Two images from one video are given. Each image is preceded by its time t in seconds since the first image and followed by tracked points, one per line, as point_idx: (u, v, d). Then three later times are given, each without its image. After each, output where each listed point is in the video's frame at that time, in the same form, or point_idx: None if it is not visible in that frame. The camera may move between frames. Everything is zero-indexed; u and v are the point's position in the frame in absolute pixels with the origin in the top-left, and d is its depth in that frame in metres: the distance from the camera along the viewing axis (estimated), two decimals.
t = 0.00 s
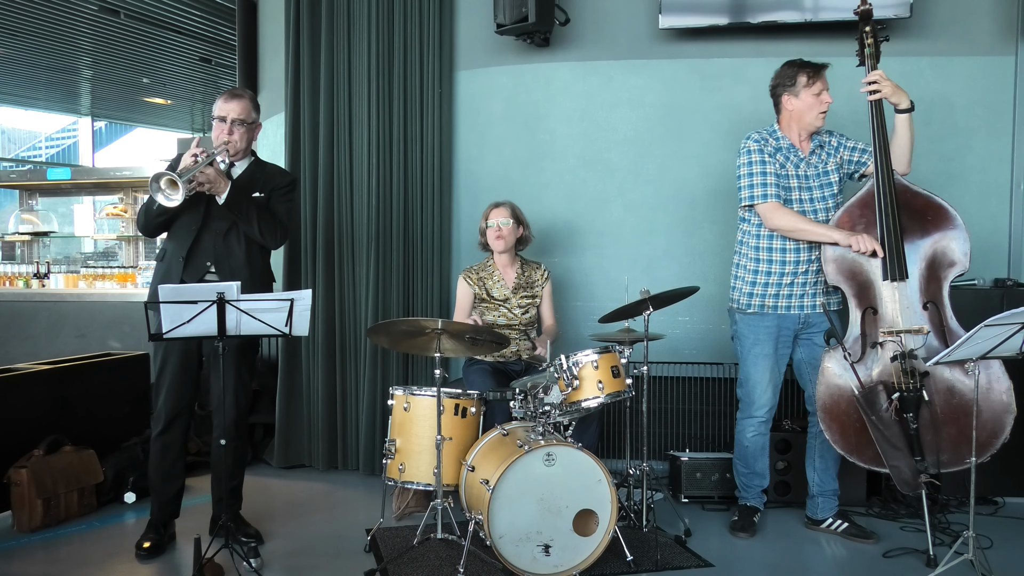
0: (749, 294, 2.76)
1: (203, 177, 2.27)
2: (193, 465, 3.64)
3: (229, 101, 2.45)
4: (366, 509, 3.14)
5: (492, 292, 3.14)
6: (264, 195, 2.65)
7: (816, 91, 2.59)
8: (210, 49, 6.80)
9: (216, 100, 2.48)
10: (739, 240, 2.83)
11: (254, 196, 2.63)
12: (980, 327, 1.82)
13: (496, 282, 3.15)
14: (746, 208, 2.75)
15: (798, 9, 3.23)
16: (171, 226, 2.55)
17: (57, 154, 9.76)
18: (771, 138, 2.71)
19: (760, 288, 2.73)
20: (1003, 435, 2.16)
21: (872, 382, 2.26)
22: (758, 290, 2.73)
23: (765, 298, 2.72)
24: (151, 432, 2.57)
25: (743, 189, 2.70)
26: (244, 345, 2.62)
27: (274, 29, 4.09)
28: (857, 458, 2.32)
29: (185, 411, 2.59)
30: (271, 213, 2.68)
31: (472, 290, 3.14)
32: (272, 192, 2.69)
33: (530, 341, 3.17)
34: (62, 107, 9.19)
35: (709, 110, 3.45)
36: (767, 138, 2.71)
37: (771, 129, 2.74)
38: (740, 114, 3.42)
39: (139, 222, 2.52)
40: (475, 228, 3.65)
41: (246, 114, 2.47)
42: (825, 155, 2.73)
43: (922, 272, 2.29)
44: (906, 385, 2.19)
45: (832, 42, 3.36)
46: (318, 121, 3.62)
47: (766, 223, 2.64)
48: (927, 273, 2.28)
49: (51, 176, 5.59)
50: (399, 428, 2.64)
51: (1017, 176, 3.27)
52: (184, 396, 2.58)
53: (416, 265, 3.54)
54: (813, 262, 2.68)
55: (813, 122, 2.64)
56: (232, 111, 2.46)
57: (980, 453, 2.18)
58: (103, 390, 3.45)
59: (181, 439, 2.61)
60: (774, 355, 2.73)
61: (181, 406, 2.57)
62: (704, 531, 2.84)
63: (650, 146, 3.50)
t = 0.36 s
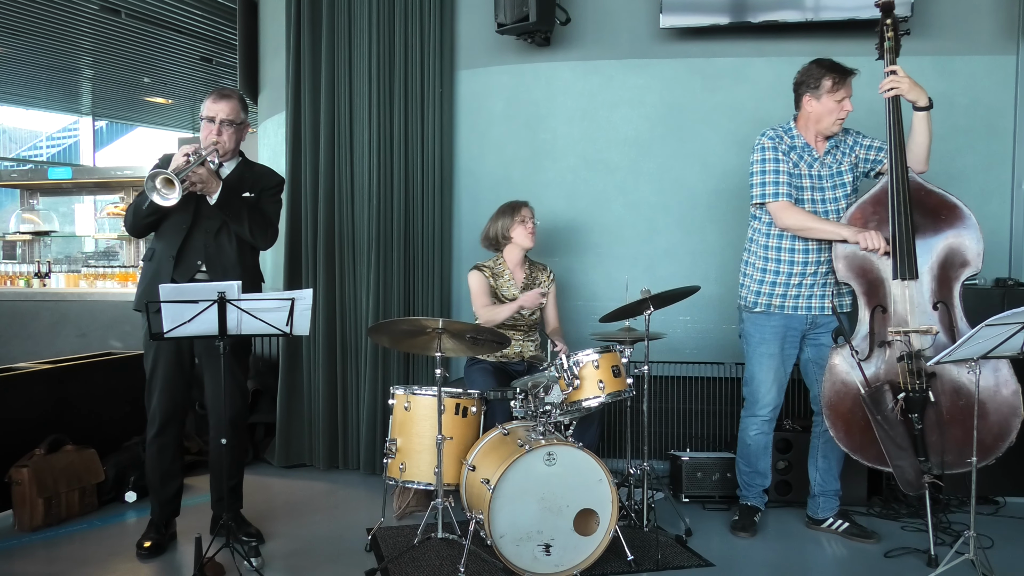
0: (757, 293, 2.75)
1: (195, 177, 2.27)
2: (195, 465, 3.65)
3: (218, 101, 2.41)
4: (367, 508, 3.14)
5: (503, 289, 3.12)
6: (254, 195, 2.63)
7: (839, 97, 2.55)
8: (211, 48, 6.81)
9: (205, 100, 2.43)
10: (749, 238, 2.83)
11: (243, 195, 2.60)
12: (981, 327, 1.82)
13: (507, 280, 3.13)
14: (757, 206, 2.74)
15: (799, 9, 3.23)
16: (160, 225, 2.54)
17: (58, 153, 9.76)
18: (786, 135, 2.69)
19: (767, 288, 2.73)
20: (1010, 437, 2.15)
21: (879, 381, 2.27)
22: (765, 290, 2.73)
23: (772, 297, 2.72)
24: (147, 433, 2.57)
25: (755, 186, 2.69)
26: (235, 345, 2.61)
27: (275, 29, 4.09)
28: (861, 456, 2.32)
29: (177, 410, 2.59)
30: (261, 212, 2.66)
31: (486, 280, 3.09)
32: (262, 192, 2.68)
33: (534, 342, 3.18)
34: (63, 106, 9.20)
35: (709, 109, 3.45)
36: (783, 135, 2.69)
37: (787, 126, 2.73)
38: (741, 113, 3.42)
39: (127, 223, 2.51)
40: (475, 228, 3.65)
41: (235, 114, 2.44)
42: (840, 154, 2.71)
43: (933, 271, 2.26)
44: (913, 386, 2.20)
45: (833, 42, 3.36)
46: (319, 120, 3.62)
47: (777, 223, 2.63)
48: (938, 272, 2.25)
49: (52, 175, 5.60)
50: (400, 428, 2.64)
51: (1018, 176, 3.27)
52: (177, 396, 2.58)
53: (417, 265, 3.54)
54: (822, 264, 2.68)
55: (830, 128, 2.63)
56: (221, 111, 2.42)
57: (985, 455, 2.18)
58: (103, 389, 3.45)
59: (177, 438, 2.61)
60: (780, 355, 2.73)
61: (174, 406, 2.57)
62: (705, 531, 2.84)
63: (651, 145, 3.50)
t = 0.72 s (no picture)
0: (764, 292, 2.75)
1: (185, 183, 2.27)
2: (196, 464, 3.66)
3: (204, 101, 2.38)
4: (368, 507, 3.14)
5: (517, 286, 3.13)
6: (242, 196, 2.63)
7: (856, 102, 2.51)
8: (212, 48, 6.81)
9: (189, 98, 2.40)
10: (758, 237, 2.82)
11: (231, 196, 2.60)
12: (982, 326, 1.82)
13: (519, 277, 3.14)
14: (769, 205, 2.73)
15: (799, 8, 3.23)
16: (145, 226, 2.52)
17: (59, 153, 9.65)
18: (798, 135, 2.69)
19: (775, 287, 2.73)
20: (1016, 439, 2.14)
21: (884, 380, 2.27)
22: (773, 289, 2.73)
23: (779, 297, 2.72)
24: (141, 434, 2.57)
25: (767, 185, 2.68)
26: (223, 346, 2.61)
27: (275, 28, 4.09)
28: (865, 454, 2.33)
29: (170, 410, 2.58)
30: (247, 213, 2.66)
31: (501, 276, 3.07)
32: (249, 192, 2.67)
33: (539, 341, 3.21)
34: (64, 106, 9.20)
35: (710, 108, 3.45)
36: (795, 134, 2.68)
37: (800, 125, 2.72)
38: (741, 113, 3.42)
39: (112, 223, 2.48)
40: (476, 227, 3.65)
41: (221, 114, 2.42)
42: (852, 154, 2.70)
43: (944, 270, 2.25)
44: (919, 385, 2.20)
45: (834, 41, 3.36)
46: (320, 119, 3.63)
47: (788, 220, 2.61)
48: (949, 271, 2.25)
49: (53, 175, 5.61)
50: (400, 427, 2.64)
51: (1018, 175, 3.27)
52: (169, 397, 2.57)
53: (418, 264, 3.54)
54: (831, 265, 2.67)
55: (844, 131, 2.60)
56: (207, 111, 2.40)
57: (990, 457, 2.18)
58: (103, 388, 3.45)
59: (171, 437, 2.61)
60: (786, 355, 2.73)
61: (165, 406, 2.56)
62: (705, 530, 2.84)
63: (651, 145, 3.50)
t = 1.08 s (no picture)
0: (768, 292, 2.75)
1: (175, 188, 2.27)
2: (196, 464, 3.66)
3: (189, 102, 2.34)
4: (368, 507, 3.14)
5: (505, 286, 3.14)
6: (228, 197, 2.62)
7: (864, 106, 2.49)
8: (212, 47, 6.81)
9: (174, 98, 2.36)
10: (763, 236, 2.82)
11: (217, 197, 2.59)
12: (983, 325, 1.81)
13: (506, 277, 3.15)
14: (774, 205, 2.73)
15: (800, 8, 3.22)
16: (131, 228, 2.50)
17: (59, 153, 9.68)
18: (804, 134, 2.68)
19: (779, 287, 2.72)
20: (1019, 440, 2.14)
21: (889, 380, 2.27)
22: (777, 289, 2.73)
23: (783, 297, 2.72)
24: (135, 435, 2.57)
25: (772, 185, 2.68)
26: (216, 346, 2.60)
27: (275, 27, 4.09)
28: (867, 453, 2.33)
29: (164, 410, 2.58)
30: (234, 215, 2.66)
31: (485, 280, 3.09)
32: (236, 192, 2.66)
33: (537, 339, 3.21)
34: (64, 105, 9.21)
35: (711, 108, 3.44)
36: (801, 134, 2.68)
37: (806, 124, 2.71)
38: (742, 112, 3.42)
39: (99, 223, 2.46)
40: (477, 226, 3.65)
41: (207, 115, 2.38)
42: (858, 155, 2.71)
43: (949, 269, 2.25)
44: (923, 385, 2.20)
45: (835, 40, 3.35)
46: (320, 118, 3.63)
47: (794, 222, 2.62)
48: (954, 271, 2.25)
49: (54, 174, 5.62)
50: (400, 427, 2.65)
51: (1019, 174, 3.27)
52: (163, 398, 2.57)
53: (418, 264, 3.54)
54: (835, 265, 2.67)
55: (851, 133, 2.59)
56: (193, 112, 2.36)
57: (992, 457, 2.18)
58: (103, 388, 3.45)
59: (167, 437, 2.61)
60: (790, 355, 2.73)
61: (159, 407, 2.56)
62: (706, 530, 2.84)
63: (652, 144, 3.50)
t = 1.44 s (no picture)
0: (767, 293, 2.75)
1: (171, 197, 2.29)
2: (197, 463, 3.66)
3: (176, 104, 2.33)
4: (368, 506, 3.14)
5: (491, 289, 3.13)
6: (219, 198, 2.63)
7: (857, 102, 2.49)
8: (213, 47, 6.81)
9: (159, 100, 2.34)
10: (762, 237, 2.82)
11: (208, 198, 2.60)
12: (984, 325, 1.81)
13: (492, 280, 3.14)
14: (771, 205, 2.72)
15: (801, 7, 3.22)
16: (124, 230, 2.49)
17: (60, 152, 9.64)
18: (800, 134, 2.68)
19: (778, 287, 2.72)
20: (1020, 440, 2.14)
21: (890, 380, 2.27)
22: (776, 289, 2.73)
23: (783, 298, 2.71)
24: (134, 435, 2.56)
25: (770, 186, 2.67)
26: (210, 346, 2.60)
27: (276, 27, 4.09)
28: (868, 454, 2.32)
29: (161, 410, 2.58)
30: (225, 215, 2.69)
31: (467, 288, 3.11)
32: (225, 192, 2.67)
33: (532, 336, 3.21)
34: (65, 105, 9.21)
35: (712, 108, 3.44)
36: (797, 134, 2.68)
37: (801, 124, 2.71)
38: (743, 112, 3.42)
39: (89, 226, 2.43)
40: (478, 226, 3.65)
41: (194, 116, 2.37)
42: (855, 153, 2.70)
43: (950, 269, 2.25)
44: (924, 386, 2.20)
45: (835, 40, 3.35)
46: (320, 118, 3.62)
47: (793, 222, 2.61)
48: (955, 270, 2.25)
49: (55, 174, 5.63)
50: (401, 426, 2.65)
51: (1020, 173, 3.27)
52: (159, 398, 2.57)
53: (419, 264, 3.54)
54: (834, 265, 2.67)
55: (845, 130, 2.59)
56: (180, 114, 2.35)
57: (993, 457, 2.18)
58: (104, 387, 3.45)
59: (164, 436, 2.61)
60: (790, 355, 2.73)
61: (156, 407, 2.55)
62: (706, 530, 2.84)
63: (653, 144, 3.49)
